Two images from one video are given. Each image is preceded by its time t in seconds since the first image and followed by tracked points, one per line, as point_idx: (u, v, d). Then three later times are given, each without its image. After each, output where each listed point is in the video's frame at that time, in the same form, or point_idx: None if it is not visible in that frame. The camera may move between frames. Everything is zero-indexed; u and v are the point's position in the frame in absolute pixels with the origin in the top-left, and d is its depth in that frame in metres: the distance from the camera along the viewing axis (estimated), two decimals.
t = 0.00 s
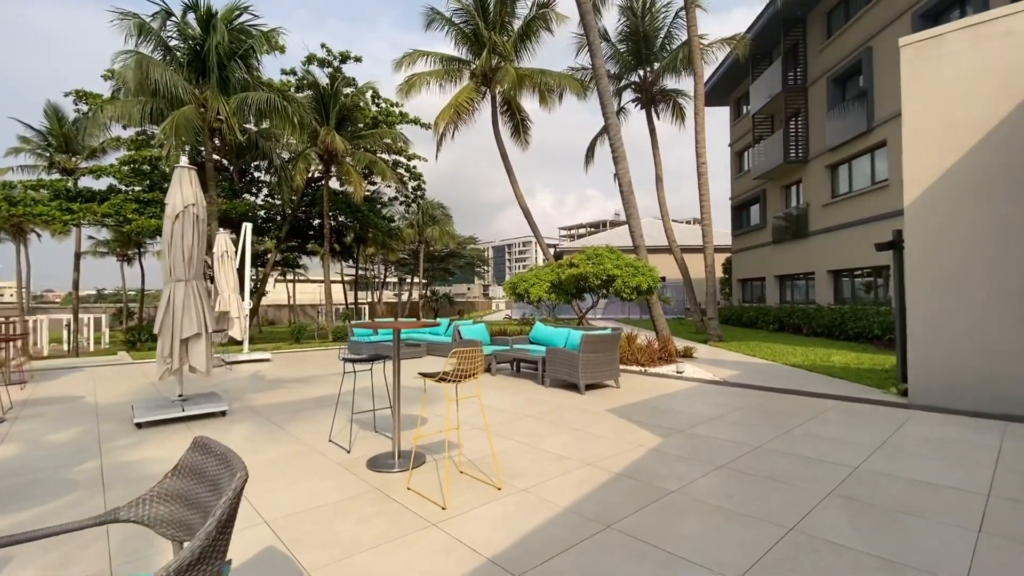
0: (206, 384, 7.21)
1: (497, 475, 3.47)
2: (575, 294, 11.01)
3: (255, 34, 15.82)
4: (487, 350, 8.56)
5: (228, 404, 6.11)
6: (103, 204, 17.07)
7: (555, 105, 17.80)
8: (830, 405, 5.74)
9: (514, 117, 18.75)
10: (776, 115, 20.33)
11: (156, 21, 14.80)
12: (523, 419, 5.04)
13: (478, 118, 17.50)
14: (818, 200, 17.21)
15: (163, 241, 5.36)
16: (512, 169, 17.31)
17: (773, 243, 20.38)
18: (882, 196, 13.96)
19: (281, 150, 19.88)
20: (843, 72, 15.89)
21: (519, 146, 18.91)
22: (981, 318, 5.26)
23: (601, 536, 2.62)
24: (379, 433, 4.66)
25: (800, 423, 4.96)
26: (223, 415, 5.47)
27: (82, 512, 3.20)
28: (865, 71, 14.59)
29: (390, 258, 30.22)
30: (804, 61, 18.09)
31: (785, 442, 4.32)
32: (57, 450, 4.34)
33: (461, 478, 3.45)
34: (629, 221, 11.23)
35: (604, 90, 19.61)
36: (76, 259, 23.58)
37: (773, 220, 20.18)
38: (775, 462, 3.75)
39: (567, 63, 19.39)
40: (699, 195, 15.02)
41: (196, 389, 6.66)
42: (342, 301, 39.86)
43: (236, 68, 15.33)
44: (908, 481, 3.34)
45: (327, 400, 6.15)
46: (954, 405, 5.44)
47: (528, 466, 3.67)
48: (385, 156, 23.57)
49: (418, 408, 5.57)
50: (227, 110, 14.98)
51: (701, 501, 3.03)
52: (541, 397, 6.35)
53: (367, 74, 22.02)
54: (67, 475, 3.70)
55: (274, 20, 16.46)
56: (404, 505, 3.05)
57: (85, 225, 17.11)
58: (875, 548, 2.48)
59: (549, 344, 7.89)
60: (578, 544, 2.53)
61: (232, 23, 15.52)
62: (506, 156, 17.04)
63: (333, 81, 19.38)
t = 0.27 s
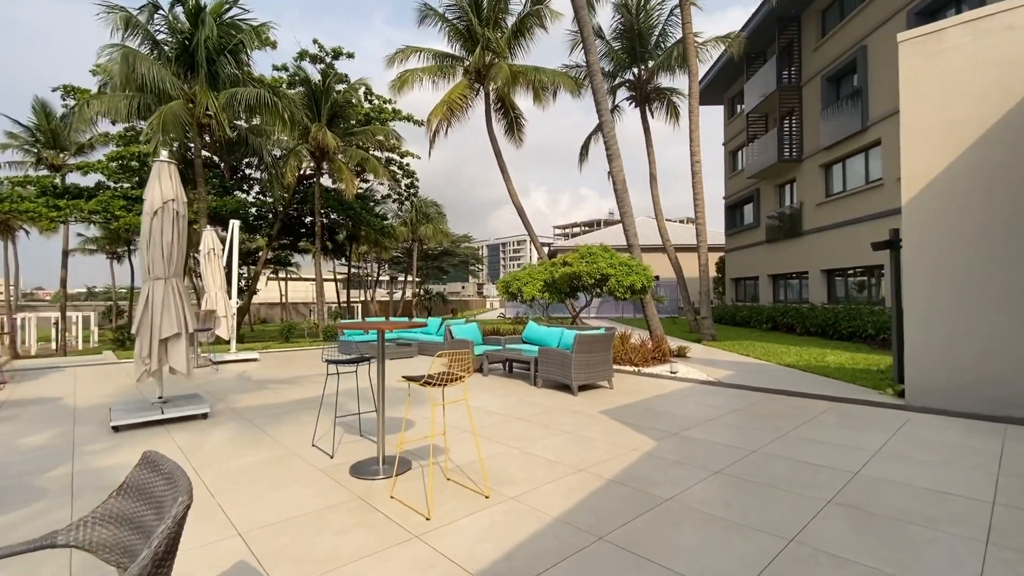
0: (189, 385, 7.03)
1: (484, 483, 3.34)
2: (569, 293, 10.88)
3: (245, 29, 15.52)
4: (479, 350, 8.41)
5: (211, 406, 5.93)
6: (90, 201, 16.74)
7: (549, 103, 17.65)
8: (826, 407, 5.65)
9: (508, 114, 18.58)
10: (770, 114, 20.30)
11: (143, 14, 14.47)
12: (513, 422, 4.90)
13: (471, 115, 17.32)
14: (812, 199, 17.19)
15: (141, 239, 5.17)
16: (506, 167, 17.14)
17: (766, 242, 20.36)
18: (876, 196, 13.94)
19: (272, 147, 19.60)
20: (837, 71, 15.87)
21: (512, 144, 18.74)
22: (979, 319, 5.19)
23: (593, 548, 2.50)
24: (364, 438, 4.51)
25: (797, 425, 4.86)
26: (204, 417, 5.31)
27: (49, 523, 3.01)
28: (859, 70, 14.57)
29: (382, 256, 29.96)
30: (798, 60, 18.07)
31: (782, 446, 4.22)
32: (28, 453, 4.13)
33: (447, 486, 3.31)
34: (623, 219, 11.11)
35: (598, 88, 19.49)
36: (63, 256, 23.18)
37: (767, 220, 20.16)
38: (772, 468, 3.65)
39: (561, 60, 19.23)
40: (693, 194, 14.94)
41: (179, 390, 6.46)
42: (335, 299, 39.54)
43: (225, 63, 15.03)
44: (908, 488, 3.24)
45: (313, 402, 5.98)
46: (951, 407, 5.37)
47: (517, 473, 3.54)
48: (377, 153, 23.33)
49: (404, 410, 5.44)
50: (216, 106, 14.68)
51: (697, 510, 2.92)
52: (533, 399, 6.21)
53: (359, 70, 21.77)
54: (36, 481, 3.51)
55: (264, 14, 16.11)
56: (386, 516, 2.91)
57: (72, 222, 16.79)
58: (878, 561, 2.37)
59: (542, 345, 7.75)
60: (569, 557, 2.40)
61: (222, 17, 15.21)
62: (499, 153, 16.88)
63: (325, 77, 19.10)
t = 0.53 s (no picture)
0: (181, 385, 6.90)
1: (479, 488, 3.23)
2: (567, 292, 10.77)
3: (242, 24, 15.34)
4: (475, 350, 8.29)
5: (202, 406, 5.81)
6: (86, 198, 16.54)
7: (548, 100, 17.52)
8: (828, 409, 5.56)
9: (507, 112, 18.45)
10: (770, 112, 20.20)
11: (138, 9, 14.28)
12: (510, 424, 4.80)
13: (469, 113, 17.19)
14: (811, 198, 17.11)
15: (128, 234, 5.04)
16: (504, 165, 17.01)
17: (765, 242, 20.28)
18: (876, 195, 13.87)
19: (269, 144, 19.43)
20: (837, 69, 15.78)
21: (510, 142, 18.62)
22: (984, 320, 5.10)
23: (592, 557, 2.39)
24: (357, 440, 4.40)
25: (799, 428, 4.77)
26: (194, 418, 5.19)
27: (24, 529, 2.87)
28: (860, 68, 14.49)
29: (380, 254, 29.82)
30: (798, 58, 17.98)
31: (785, 449, 4.12)
32: (9, 454, 3.98)
33: (441, 491, 3.21)
34: (622, 218, 10.99)
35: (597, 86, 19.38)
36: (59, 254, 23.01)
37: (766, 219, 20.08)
38: (777, 473, 3.55)
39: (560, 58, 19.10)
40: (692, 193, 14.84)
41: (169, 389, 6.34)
42: (332, 298, 39.38)
43: (221, 59, 14.86)
44: (916, 494, 3.16)
45: (306, 403, 5.87)
46: (955, 409, 5.28)
47: (514, 477, 3.44)
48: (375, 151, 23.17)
49: (398, 411, 5.32)
50: (212, 102, 14.49)
51: (699, 516, 2.82)
52: (530, 399, 6.10)
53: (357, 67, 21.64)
54: (15, 483, 3.37)
55: (260, 10, 15.89)
56: (377, 522, 2.80)
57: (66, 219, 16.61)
58: (889, 570, 2.28)
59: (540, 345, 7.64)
60: (568, 567, 2.30)
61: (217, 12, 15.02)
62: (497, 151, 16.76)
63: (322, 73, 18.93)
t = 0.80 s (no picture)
0: (183, 385, 6.80)
1: (484, 494, 3.09)
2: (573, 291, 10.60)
3: (247, 22, 15.28)
4: (481, 349, 8.13)
5: (204, 406, 5.69)
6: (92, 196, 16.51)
7: (554, 98, 17.34)
8: (846, 411, 5.38)
9: (512, 109, 18.29)
10: (779, 109, 19.93)
11: (143, 6, 14.20)
12: (516, 426, 4.65)
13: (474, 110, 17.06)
14: (821, 196, 16.85)
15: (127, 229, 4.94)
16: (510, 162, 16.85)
17: (774, 240, 20.02)
18: (888, 193, 13.63)
19: (274, 142, 19.35)
20: (849, 65, 15.51)
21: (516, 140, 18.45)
22: (1008, 320, 4.91)
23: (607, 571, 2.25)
24: (357, 442, 4.27)
25: (816, 431, 4.61)
26: (194, 418, 5.07)
27: (10, 534, 2.73)
28: (872, 64, 14.22)
29: (385, 253, 29.74)
30: (808, 54, 17.70)
31: (803, 454, 3.96)
32: (4, 453, 3.87)
33: (445, 497, 3.07)
34: (629, 215, 10.81)
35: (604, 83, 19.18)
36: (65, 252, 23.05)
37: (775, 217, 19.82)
38: (796, 480, 3.39)
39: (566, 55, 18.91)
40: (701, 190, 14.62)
41: (170, 388, 6.24)
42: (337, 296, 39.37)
43: (225, 56, 14.78)
44: (944, 503, 3.00)
45: (307, 403, 5.74)
46: (978, 412, 5.10)
47: (521, 482, 3.30)
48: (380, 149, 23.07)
49: (401, 412, 5.20)
50: (216, 99, 14.43)
51: (719, 527, 2.66)
52: (537, 400, 5.96)
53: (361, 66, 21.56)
54: (5, 484, 3.24)
55: (264, 7, 15.81)
56: (377, 530, 2.68)
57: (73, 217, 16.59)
58: None
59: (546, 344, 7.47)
60: None
61: (222, 10, 14.94)
62: (503, 149, 16.60)
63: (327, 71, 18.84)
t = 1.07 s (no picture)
0: (200, 385, 6.78)
1: (505, 505, 2.94)
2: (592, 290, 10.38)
3: (265, 23, 15.38)
4: (498, 350, 7.97)
5: (220, 407, 5.64)
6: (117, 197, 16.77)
7: (571, 94, 17.07)
8: (885, 418, 5.10)
9: (529, 107, 18.08)
10: (804, 103, 19.35)
11: (164, 9, 14.35)
12: (536, 431, 4.48)
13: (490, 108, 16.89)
14: (849, 192, 16.30)
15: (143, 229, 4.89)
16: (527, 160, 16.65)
17: (798, 238, 19.47)
18: (921, 188, 13.09)
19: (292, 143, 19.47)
20: (879, 55, 14.94)
21: (532, 138, 18.23)
22: None
23: None
24: (374, 447, 4.15)
25: (855, 440, 4.35)
26: (209, 420, 5.01)
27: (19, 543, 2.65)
28: (905, 54, 13.66)
29: (402, 252, 29.81)
30: (836, 45, 17.11)
31: (843, 465, 3.72)
32: (20, 456, 3.83)
33: (465, 509, 2.92)
34: (651, 213, 10.53)
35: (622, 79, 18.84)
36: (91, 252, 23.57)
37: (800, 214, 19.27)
38: (839, 496, 3.16)
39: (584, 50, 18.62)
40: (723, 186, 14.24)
41: (187, 389, 6.20)
42: (355, 295, 39.65)
43: (244, 57, 14.88)
44: (1008, 523, 2.75)
45: (323, 405, 5.65)
46: None
47: (543, 493, 3.13)
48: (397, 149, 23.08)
49: (418, 415, 5.06)
50: (236, 101, 14.55)
51: (761, 549, 2.46)
52: (556, 403, 5.78)
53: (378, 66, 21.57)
54: (16, 490, 3.17)
55: (282, 8, 15.86)
56: (394, 545, 2.54)
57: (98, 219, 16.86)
58: None
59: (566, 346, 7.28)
60: None
61: (241, 12, 15.05)
62: (519, 147, 16.41)
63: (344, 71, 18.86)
